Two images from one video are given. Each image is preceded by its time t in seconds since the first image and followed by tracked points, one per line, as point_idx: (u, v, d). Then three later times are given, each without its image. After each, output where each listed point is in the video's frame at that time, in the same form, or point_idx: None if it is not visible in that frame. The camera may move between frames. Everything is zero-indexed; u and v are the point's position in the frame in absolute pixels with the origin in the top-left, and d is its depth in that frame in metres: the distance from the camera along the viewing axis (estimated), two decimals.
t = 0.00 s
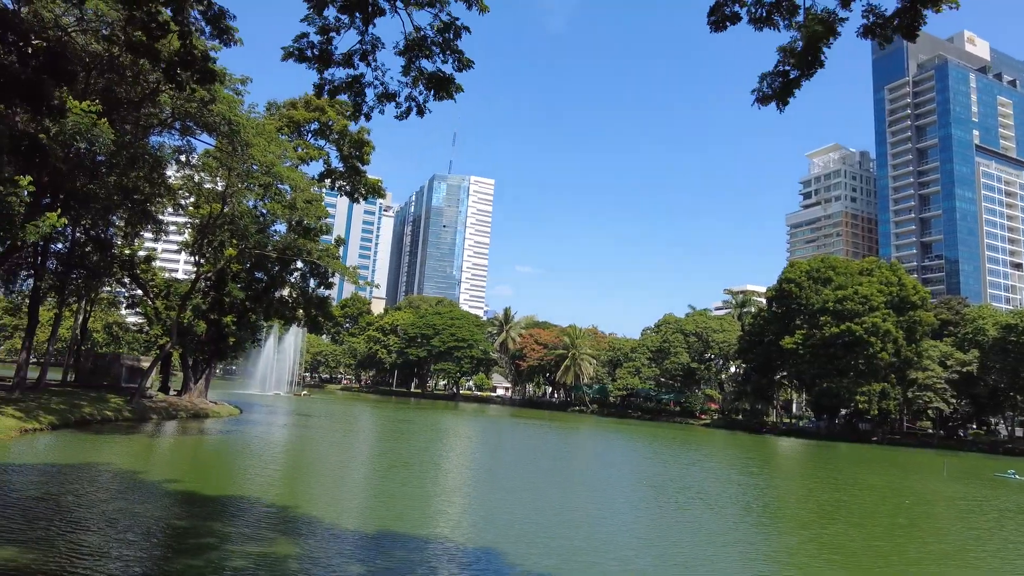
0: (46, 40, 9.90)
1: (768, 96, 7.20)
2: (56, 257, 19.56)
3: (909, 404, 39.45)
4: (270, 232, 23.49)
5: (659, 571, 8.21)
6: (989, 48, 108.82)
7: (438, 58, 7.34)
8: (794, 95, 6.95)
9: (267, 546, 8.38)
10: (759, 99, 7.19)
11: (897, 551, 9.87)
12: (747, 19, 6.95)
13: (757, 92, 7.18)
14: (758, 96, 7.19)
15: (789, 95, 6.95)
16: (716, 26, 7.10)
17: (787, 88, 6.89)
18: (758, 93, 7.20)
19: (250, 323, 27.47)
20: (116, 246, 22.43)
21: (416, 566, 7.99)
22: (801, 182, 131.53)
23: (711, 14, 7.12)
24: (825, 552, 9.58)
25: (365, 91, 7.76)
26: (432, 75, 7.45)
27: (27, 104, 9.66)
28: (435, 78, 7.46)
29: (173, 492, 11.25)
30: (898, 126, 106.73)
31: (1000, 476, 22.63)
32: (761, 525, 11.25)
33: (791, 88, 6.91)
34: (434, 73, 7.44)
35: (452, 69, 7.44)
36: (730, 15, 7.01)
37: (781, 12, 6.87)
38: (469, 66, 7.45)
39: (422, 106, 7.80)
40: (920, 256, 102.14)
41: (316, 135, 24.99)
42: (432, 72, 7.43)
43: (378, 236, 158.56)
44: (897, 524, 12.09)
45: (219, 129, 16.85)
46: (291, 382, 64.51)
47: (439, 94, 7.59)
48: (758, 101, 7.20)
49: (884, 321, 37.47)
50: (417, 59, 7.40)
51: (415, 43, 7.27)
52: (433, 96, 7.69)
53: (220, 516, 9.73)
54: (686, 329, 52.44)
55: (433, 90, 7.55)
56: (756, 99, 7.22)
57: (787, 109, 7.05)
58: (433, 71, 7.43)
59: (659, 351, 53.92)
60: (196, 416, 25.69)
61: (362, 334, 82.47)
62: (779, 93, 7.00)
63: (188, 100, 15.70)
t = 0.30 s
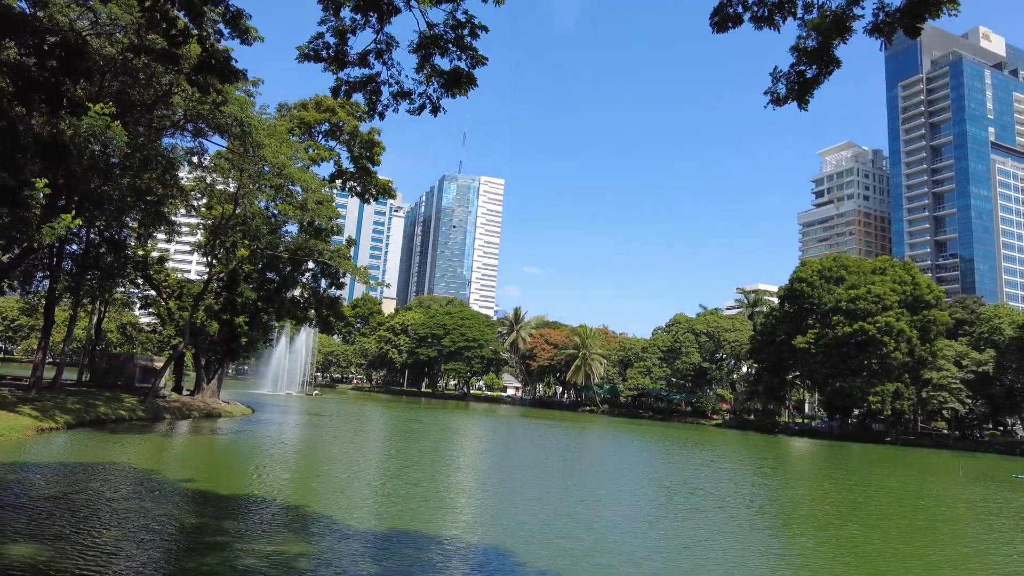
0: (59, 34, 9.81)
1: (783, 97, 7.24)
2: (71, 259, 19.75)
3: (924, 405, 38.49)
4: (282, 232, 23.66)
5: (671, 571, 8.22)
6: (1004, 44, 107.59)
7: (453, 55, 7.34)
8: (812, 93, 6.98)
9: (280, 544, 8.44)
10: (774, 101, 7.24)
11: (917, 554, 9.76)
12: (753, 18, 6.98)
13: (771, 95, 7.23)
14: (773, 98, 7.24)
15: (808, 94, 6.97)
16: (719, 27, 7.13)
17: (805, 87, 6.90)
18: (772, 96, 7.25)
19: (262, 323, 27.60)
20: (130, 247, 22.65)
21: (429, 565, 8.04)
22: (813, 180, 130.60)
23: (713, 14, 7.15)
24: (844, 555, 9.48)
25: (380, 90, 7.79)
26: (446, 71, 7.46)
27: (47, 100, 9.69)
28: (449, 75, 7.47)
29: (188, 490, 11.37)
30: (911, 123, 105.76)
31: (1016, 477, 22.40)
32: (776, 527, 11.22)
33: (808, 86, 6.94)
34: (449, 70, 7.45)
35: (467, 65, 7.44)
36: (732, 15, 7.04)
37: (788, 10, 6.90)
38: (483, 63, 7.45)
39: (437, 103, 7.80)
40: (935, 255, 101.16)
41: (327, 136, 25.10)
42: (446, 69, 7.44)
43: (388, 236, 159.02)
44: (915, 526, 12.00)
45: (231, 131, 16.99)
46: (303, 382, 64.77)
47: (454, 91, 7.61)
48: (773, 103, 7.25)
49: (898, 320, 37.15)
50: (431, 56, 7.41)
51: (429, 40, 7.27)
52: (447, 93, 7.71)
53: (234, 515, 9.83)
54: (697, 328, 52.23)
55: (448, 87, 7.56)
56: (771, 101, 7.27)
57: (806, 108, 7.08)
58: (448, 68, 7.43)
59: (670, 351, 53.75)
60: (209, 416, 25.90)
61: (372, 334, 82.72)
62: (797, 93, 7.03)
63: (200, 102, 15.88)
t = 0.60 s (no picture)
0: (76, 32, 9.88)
1: (788, 100, 7.24)
2: (86, 260, 19.93)
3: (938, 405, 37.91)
4: (293, 233, 23.82)
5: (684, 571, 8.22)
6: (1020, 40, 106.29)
7: (464, 54, 7.36)
8: (817, 95, 6.98)
9: (291, 542, 8.49)
10: (779, 105, 7.25)
11: (935, 557, 9.66)
12: (757, 16, 6.94)
13: (775, 98, 7.25)
14: (777, 101, 7.26)
15: (812, 95, 6.98)
16: (724, 25, 7.08)
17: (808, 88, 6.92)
18: (776, 100, 7.27)
19: (274, 323, 27.71)
20: (143, 248, 22.85)
21: (440, 563, 8.09)
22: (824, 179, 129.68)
23: (715, 15, 7.11)
24: (860, 557, 9.39)
25: (392, 90, 7.81)
26: (456, 70, 7.48)
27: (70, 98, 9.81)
28: (460, 73, 7.47)
29: (201, 489, 11.47)
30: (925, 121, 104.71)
31: None
32: (791, 528, 11.16)
33: (812, 88, 6.96)
34: (459, 68, 7.47)
35: (477, 65, 7.46)
36: (737, 14, 7.00)
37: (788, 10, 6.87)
38: (493, 62, 7.46)
39: (448, 102, 7.81)
40: (949, 253, 100.23)
41: (338, 136, 25.19)
42: (456, 68, 7.46)
43: (398, 236, 159.44)
44: (934, 528, 11.88)
45: (243, 132, 17.08)
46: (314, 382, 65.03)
47: (465, 90, 7.63)
48: (777, 106, 7.26)
49: (911, 319, 36.81)
50: (441, 55, 7.42)
51: (440, 39, 7.28)
52: (459, 91, 7.71)
53: (246, 513, 9.89)
54: (708, 328, 52.04)
55: (458, 85, 7.58)
56: (775, 104, 7.28)
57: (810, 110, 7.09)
58: (458, 68, 7.45)
59: (681, 351, 53.54)
60: (221, 415, 26.08)
61: (383, 334, 82.95)
62: (800, 95, 7.03)
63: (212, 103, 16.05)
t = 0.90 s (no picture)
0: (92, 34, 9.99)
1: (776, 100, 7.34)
2: (99, 261, 20.05)
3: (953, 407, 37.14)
4: (304, 233, 23.96)
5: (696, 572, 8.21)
6: None
7: (472, 56, 7.33)
8: (806, 97, 7.09)
9: (303, 540, 8.52)
10: (768, 105, 7.30)
11: (953, 560, 9.52)
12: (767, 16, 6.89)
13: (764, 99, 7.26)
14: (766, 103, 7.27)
15: (802, 97, 7.08)
16: (737, 26, 6.98)
17: (801, 90, 7.00)
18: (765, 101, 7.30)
19: (286, 323, 27.79)
20: (155, 248, 23.02)
21: (451, 562, 8.09)
22: (836, 177, 128.74)
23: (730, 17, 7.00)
24: (878, 560, 9.27)
25: (403, 92, 7.80)
26: (464, 72, 7.47)
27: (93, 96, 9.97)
28: (468, 74, 7.44)
29: (213, 488, 11.53)
30: (938, 118, 103.64)
31: None
32: (806, 529, 11.04)
33: (804, 90, 7.05)
34: (467, 69, 7.44)
35: (485, 66, 7.43)
36: (752, 17, 6.92)
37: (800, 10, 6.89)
38: (501, 64, 7.43)
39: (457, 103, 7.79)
40: (963, 252, 99.23)
41: (348, 137, 25.27)
42: (464, 70, 7.44)
43: (408, 237, 159.71)
44: (952, 531, 11.72)
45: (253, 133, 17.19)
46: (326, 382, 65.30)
47: (474, 91, 7.61)
48: (766, 108, 7.27)
49: (925, 318, 36.42)
50: (450, 57, 7.41)
51: (448, 41, 7.26)
52: (467, 92, 7.69)
53: (258, 512, 9.91)
54: (720, 327, 51.79)
55: (466, 85, 7.55)
56: (764, 106, 7.30)
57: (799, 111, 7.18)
58: (466, 69, 7.43)
59: (692, 351, 53.37)
60: (233, 414, 26.23)
61: (394, 334, 83.21)
62: (792, 96, 7.12)
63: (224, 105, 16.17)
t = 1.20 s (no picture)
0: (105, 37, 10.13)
1: (779, 101, 7.54)
2: (113, 262, 20.22)
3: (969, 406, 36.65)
4: (315, 233, 24.05)
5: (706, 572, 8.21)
6: None
7: (477, 61, 7.40)
8: (810, 97, 7.29)
9: (316, 538, 8.60)
10: (771, 104, 7.52)
11: (972, 563, 9.39)
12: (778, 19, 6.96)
13: (768, 99, 7.52)
14: (769, 101, 7.52)
15: (804, 98, 7.29)
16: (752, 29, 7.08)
17: (803, 92, 7.20)
18: (769, 100, 7.54)
19: (298, 323, 27.83)
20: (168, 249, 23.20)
21: (462, 561, 8.13)
22: (849, 175, 127.89)
23: (749, 18, 7.10)
24: (894, 563, 9.16)
25: (412, 94, 7.84)
26: (469, 76, 7.53)
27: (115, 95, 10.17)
28: (473, 78, 7.51)
29: (226, 487, 11.62)
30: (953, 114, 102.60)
31: None
32: (819, 530, 10.99)
33: (806, 91, 7.25)
34: (472, 74, 7.51)
35: (489, 72, 7.50)
36: (769, 18, 7.00)
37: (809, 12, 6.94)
38: (505, 70, 7.51)
39: (461, 106, 7.86)
40: (978, 250, 98.21)
41: (358, 138, 25.39)
42: (469, 74, 7.50)
43: (418, 236, 160.00)
44: (968, 533, 11.62)
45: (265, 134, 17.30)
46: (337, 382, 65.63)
47: (479, 95, 7.66)
48: (769, 106, 7.53)
49: (939, 317, 35.80)
50: (455, 60, 7.46)
51: (454, 44, 7.31)
52: (472, 96, 7.75)
53: (270, 511, 9.99)
54: (731, 327, 51.56)
55: (470, 90, 7.62)
56: (767, 104, 7.55)
57: (801, 112, 7.41)
58: (471, 74, 7.50)
59: (704, 351, 53.23)
60: (245, 414, 26.40)
61: (404, 333, 83.42)
62: (794, 97, 7.34)
63: (235, 106, 16.32)
